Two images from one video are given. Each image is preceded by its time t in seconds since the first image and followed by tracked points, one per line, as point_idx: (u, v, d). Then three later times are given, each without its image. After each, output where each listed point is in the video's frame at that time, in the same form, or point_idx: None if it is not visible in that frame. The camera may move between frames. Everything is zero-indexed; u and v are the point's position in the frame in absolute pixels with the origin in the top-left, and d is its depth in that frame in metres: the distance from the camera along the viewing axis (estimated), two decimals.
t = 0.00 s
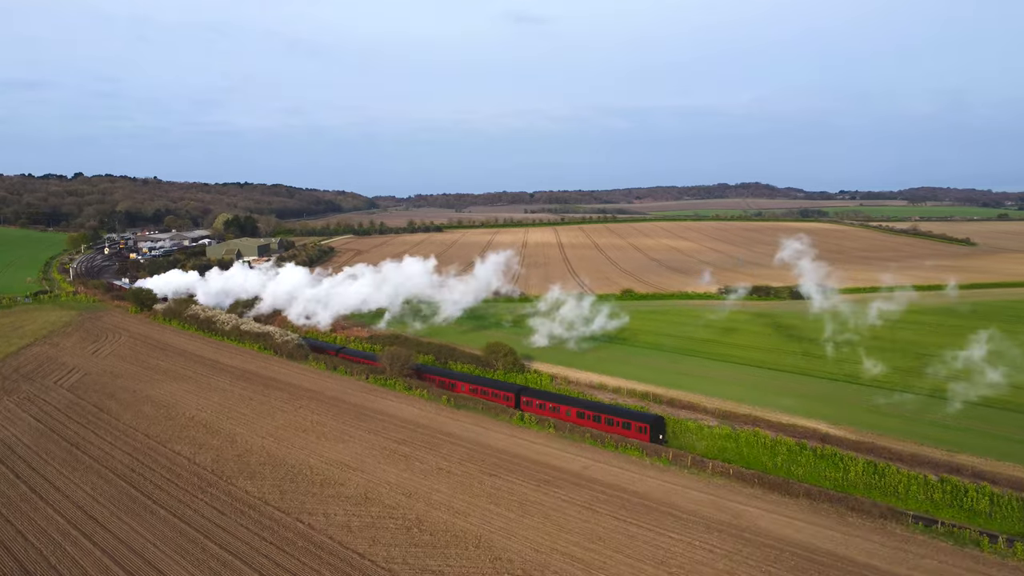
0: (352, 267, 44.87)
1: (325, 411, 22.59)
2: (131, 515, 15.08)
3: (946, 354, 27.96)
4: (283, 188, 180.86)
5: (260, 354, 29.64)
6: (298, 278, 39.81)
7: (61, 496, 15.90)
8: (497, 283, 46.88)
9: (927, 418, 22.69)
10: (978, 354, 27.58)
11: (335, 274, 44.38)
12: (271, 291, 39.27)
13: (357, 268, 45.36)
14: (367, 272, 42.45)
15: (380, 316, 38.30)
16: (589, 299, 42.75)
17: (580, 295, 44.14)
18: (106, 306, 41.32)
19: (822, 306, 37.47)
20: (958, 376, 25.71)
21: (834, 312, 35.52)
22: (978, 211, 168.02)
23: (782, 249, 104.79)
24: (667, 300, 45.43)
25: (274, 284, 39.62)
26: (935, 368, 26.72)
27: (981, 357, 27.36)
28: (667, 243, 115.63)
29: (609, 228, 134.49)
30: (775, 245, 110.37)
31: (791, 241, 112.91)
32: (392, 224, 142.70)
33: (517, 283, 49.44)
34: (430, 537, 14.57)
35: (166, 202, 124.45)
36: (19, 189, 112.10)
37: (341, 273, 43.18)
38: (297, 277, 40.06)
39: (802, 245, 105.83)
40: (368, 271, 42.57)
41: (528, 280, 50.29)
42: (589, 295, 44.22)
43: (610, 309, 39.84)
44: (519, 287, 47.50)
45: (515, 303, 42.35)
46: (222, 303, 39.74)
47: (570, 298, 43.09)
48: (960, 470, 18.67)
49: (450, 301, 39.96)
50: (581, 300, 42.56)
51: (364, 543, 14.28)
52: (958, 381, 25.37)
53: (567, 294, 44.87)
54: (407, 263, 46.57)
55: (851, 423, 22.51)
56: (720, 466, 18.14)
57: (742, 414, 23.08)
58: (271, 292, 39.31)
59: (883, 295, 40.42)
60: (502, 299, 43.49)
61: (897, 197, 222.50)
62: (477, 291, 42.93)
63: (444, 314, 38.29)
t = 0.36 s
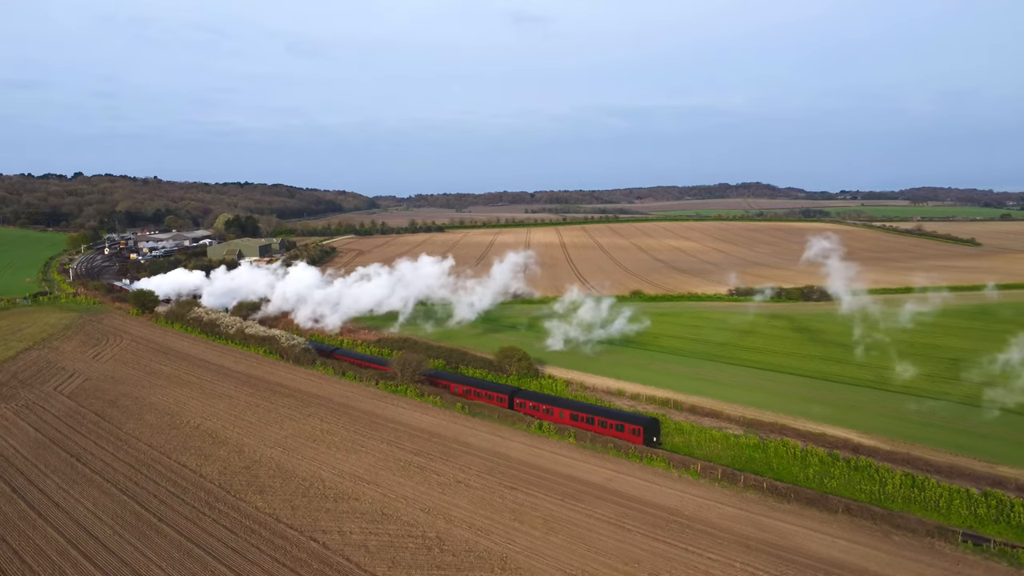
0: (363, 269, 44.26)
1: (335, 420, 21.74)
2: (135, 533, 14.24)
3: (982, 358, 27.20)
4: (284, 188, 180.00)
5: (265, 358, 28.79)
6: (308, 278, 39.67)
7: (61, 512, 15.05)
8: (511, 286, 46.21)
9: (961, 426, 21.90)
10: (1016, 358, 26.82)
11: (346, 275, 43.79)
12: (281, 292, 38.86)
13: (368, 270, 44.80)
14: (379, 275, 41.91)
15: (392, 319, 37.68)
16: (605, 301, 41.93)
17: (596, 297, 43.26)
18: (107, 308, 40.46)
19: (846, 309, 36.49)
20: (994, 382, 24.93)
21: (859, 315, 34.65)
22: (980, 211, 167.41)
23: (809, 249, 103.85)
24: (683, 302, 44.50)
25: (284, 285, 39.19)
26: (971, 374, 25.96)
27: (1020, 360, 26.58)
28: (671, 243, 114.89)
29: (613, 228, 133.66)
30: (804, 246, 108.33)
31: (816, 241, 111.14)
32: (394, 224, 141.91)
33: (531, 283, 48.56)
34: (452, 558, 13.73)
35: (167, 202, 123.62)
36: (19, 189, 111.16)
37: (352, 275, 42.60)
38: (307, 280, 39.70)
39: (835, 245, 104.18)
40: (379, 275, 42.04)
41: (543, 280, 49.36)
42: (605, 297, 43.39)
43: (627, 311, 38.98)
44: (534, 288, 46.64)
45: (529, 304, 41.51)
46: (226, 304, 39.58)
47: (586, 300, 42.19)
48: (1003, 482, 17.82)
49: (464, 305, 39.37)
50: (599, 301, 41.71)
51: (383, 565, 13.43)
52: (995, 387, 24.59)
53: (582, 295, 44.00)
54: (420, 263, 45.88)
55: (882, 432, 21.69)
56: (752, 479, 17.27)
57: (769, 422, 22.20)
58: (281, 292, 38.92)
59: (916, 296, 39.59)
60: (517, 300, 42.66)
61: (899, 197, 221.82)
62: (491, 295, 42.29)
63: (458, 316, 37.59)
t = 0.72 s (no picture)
0: (375, 270, 43.60)
1: (345, 429, 20.89)
2: (140, 555, 13.39)
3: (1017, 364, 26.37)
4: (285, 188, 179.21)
5: (271, 363, 27.91)
6: (317, 277, 38.99)
7: (61, 532, 14.21)
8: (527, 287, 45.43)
9: (998, 435, 21.02)
10: None
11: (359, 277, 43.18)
12: (290, 293, 38.22)
13: (380, 270, 44.17)
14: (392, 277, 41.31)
15: (404, 322, 36.96)
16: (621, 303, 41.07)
17: (613, 299, 42.39)
18: (108, 311, 39.54)
19: (873, 312, 35.69)
20: None
21: (887, 319, 33.76)
22: (984, 210, 166.73)
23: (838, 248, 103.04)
24: (698, 304, 43.60)
25: (294, 285, 38.54)
26: (1005, 379, 25.16)
27: None
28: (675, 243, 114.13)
29: (616, 228, 132.82)
30: (833, 246, 105.58)
31: (844, 241, 109.38)
32: (395, 224, 141.10)
33: (547, 283, 47.77)
34: None
35: (167, 202, 122.71)
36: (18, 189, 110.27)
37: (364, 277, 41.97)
38: (318, 280, 39.03)
39: (869, 245, 102.67)
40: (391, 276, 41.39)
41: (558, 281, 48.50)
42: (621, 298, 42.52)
43: (644, 313, 38.17)
44: (549, 289, 45.78)
45: (544, 306, 40.65)
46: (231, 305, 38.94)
47: (603, 301, 41.39)
48: None
49: (478, 308, 38.57)
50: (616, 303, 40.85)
51: None
52: None
53: (597, 297, 43.16)
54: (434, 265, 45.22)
55: (913, 441, 20.87)
56: (788, 493, 16.42)
57: (797, 432, 21.31)
58: (291, 292, 38.30)
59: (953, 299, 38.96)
60: (532, 302, 41.82)
61: (901, 197, 221.00)
62: (506, 297, 41.51)
63: (471, 318, 36.77)
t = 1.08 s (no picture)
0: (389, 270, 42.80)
1: (357, 439, 20.03)
2: None
3: None
4: (286, 188, 178.40)
5: (278, 369, 27.05)
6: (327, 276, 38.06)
7: (61, 554, 13.37)
8: (544, 292, 44.57)
9: None
10: None
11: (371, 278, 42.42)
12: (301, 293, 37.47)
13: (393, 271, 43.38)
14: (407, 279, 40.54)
15: (418, 325, 36.18)
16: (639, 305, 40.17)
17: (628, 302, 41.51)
18: (109, 314, 38.68)
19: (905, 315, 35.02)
20: None
21: (918, 323, 33.15)
22: (986, 211, 166.44)
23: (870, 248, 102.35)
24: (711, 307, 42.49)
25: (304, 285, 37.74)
26: None
27: None
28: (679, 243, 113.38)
29: (620, 229, 131.98)
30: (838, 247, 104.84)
31: (874, 241, 108.02)
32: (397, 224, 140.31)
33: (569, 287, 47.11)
34: None
35: (168, 202, 121.87)
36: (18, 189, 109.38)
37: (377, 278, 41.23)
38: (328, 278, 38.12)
39: (903, 245, 101.60)
40: (406, 277, 40.56)
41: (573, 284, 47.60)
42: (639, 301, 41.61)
43: (662, 316, 37.29)
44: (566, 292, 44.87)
45: (559, 309, 39.74)
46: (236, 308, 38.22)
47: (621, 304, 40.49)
48: None
49: (494, 312, 37.66)
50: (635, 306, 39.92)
51: None
52: None
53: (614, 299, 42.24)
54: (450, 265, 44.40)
55: (950, 453, 20.06)
56: (828, 512, 15.57)
57: (829, 443, 20.40)
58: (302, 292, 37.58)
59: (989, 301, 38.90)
60: (548, 305, 40.88)
61: (903, 197, 220.28)
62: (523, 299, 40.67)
63: (487, 323, 35.84)
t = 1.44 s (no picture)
0: (403, 273, 42.47)
1: (370, 451, 19.20)
2: None
3: None
4: (286, 188, 177.63)
5: (285, 376, 26.19)
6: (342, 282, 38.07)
7: None
8: (560, 295, 44.03)
9: None
10: None
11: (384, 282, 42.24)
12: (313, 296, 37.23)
13: (407, 275, 43.13)
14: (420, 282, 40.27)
15: (431, 326, 35.70)
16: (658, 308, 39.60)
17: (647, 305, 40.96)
18: (109, 317, 37.80)
19: (937, 324, 35.24)
20: None
21: (950, 332, 33.70)
22: (987, 211, 166.22)
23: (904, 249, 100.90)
24: (733, 310, 42.24)
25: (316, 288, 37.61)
26: None
27: None
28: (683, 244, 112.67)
29: (623, 229, 131.21)
30: (842, 249, 104.25)
31: (908, 241, 106.26)
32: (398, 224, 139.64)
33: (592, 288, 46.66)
34: None
35: (169, 202, 120.97)
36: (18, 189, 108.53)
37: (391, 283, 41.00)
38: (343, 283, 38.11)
39: (937, 245, 99.64)
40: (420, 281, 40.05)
41: (592, 286, 46.96)
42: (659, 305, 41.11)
43: (679, 321, 36.73)
44: (586, 295, 44.23)
45: (575, 312, 39.10)
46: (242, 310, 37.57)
47: (641, 307, 39.92)
48: None
49: (510, 314, 37.15)
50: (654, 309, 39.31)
51: None
52: None
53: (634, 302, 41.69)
54: (466, 267, 44.03)
55: (988, 464, 19.30)
56: (873, 531, 14.71)
57: (863, 455, 19.51)
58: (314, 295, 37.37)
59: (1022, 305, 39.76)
60: (565, 307, 40.23)
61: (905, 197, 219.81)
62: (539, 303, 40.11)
63: (502, 326, 35.21)
